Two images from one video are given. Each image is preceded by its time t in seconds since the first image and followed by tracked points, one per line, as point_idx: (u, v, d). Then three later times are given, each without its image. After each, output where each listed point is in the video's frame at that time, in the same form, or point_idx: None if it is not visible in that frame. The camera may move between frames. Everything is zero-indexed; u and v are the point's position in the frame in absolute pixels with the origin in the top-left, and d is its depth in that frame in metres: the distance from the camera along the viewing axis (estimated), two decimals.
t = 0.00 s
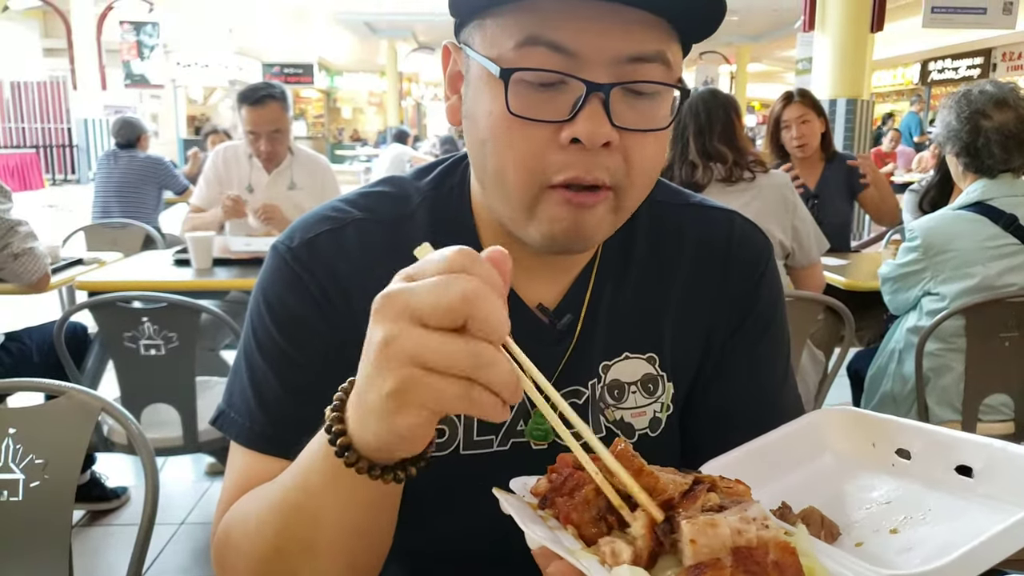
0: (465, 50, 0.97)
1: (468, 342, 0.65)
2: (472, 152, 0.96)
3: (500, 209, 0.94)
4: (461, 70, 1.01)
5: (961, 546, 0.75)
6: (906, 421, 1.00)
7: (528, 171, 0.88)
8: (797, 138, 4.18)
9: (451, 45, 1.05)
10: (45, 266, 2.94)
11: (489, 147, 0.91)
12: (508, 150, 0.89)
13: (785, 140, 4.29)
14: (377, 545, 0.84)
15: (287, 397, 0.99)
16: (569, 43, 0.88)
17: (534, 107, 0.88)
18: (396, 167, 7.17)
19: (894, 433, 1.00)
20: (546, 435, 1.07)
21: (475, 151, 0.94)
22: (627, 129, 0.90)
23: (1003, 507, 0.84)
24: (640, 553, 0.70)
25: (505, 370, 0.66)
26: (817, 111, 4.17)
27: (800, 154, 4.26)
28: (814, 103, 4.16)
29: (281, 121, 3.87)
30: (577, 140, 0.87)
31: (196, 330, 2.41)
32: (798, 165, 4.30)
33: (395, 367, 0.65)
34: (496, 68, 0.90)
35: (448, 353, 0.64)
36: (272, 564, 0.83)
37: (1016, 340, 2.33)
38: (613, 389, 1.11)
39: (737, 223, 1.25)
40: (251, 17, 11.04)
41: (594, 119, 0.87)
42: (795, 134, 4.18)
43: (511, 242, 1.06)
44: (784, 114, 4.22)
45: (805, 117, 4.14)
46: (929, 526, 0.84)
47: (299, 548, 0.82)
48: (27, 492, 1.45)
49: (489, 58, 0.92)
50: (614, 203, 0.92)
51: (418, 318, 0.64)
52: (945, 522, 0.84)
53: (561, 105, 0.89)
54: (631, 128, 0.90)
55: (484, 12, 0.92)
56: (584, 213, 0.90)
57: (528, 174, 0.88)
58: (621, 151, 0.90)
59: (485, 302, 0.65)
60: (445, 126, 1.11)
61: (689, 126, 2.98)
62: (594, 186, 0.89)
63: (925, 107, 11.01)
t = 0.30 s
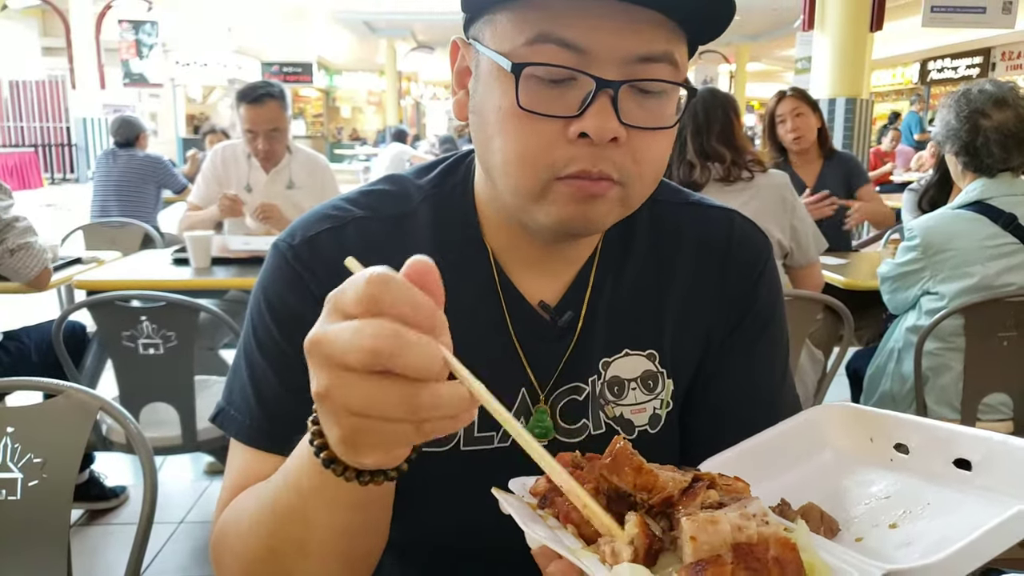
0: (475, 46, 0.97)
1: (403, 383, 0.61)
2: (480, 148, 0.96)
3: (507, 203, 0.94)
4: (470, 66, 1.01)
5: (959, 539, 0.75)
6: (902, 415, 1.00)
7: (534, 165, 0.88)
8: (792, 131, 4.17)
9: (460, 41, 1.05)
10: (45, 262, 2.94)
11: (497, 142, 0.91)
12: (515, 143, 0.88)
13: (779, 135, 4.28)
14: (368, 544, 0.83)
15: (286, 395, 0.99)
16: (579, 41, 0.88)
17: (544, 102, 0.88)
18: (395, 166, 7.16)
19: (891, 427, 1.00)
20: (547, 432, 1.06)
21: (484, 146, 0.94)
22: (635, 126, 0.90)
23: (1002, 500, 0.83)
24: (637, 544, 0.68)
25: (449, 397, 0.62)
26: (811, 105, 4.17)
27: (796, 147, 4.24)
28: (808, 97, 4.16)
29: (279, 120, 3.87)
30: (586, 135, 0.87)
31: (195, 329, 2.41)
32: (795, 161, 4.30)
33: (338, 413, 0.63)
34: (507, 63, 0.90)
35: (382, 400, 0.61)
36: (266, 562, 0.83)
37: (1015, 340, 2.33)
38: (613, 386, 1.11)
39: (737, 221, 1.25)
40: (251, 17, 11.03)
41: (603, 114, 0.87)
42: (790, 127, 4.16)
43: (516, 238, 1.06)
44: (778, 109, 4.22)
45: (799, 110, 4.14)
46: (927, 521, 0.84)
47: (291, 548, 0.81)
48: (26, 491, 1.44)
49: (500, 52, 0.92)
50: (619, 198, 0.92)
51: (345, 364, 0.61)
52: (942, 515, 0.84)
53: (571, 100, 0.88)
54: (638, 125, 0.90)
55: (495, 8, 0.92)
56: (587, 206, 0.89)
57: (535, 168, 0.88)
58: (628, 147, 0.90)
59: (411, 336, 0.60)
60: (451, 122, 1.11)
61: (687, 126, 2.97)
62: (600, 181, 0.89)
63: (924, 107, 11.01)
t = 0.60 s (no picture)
0: (470, 46, 0.97)
1: (455, 347, 0.67)
2: (477, 148, 0.96)
3: (503, 203, 0.94)
4: (466, 66, 1.01)
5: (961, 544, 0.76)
6: (909, 420, 1.00)
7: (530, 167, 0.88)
8: (792, 124, 4.15)
9: (456, 40, 1.05)
10: (47, 258, 2.94)
11: (492, 143, 0.91)
12: (510, 143, 0.89)
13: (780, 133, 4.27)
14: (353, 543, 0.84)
15: (286, 395, 0.99)
16: (574, 43, 0.88)
17: (537, 104, 0.88)
18: (394, 164, 7.15)
19: (895, 432, 1.00)
20: (546, 432, 1.07)
21: (481, 146, 0.95)
22: (630, 128, 0.90)
23: (1004, 505, 0.83)
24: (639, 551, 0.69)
25: (482, 377, 0.68)
26: (809, 100, 4.18)
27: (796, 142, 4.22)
28: (807, 92, 4.18)
29: (278, 118, 3.86)
30: (578, 138, 0.87)
31: (194, 327, 2.40)
32: (796, 156, 4.29)
33: (371, 363, 0.66)
34: (502, 66, 0.90)
35: (431, 353, 0.66)
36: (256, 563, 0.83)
37: (1014, 338, 2.34)
38: (612, 384, 1.11)
39: (736, 220, 1.25)
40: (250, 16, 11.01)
41: (597, 117, 0.87)
42: (790, 121, 4.16)
43: (514, 237, 1.06)
44: (778, 106, 4.23)
45: (798, 104, 4.15)
46: (929, 525, 0.85)
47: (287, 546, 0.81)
48: (24, 490, 1.44)
49: (495, 54, 0.92)
50: (613, 200, 0.92)
51: (402, 320, 0.66)
52: (946, 520, 0.84)
53: (566, 102, 0.88)
54: (633, 128, 0.90)
55: (489, 9, 0.92)
56: (581, 208, 0.90)
57: (528, 171, 0.89)
58: (622, 150, 0.90)
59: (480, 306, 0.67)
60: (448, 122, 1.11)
61: (686, 126, 2.97)
62: (592, 180, 0.89)
63: (924, 105, 11.00)
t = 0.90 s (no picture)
0: (466, 47, 0.96)
1: (463, 382, 0.64)
2: (473, 150, 0.96)
3: (500, 203, 0.94)
4: (463, 66, 1.01)
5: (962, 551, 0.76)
6: (914, 423, 1.00)
7: (527, 169, 0.89)
8: (800, 120, 4.15)
9: (453, 40, 1.04)
10: (46, 254, 2.92)
11: (490, 145, 0.91)
12: (507, 145, 0.89)
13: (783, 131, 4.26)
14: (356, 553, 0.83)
15: (286, 395, 0.99)
16: (570, 45, 0.88)
17: (534, 106, 0.88)
18: (394, 162, 7.14)
19: (898, 435, 1.01)
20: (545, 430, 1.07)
21: (478, 147, 0.95)
22: (627, 129, 0.90)
23: (1007, 510, 0.84)
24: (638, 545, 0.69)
25: (493, 404, 0.65)
26: (813, 99, 4.22)
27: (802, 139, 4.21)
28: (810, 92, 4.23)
29: (279, 116, 3.86)
30: (577, 139, 0.87)
31: (194, 325, 2.40)
32: (799, 153, 4.27)
33: (379, 401, 0.64)
34: (497, 68, 0.90)
35: (439, 392, 0.63)
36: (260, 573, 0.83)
37: (1014, 337, 2.34)
38: (611, 383, 1.11)
39: (735, 218, 1.25)
40: (251, 14, 10.99)
41: (594, 119, 0.87)
42: (796, 118, 4.15)
43: (512, 235, 1.06)
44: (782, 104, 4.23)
45: (803, 102, 4.19)
46: (932, 529, 0.85)
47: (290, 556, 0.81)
48: (25, 487, 1.44)
49: (490, 56, 0.92)
50: (610, 202, 0.92)
51: (406, 352, 0.62)
52: (949, 524, 0.85)
53: (562, 104, 0.88)
54: (630, 128, 0.90)
55: (484, 10, 0.91)
56: (583, 210, 0.90)
57: (528, 174, 0.89)
58: (619, 151, 0.90)
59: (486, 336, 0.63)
60: (446, 122, 1.11)
61: (684, 125, 2.96)
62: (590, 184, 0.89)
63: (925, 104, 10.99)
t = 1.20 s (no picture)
0: (471, 45, 0.96)
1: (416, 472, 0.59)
2: (478, 147, 0.96)
3: (503, 200, 0.94)
4: (467, 64, 1.01)
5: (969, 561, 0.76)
6: (918, 424, 1.00)
7: (531, 167, 0.88)
8: (805, 124, 4.14)
9: (457, 39, 1.05)
10: (43, 260, 2.94)
11: (494, 142, 0.91)
12: (512, 141, 0.88)
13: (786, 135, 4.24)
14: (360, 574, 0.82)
15: (287, 394, 0.99)
16: (576, 43, 0.88)
17: (539, 103, 0.88)
18: (395, 162, 7.14)
19: (902, 438, 1.01)
20: (546, 429, 1.07)
21: (483, 145, 0.95)
22: (632, 127, 0.90)
23: (1011, 518, 0.85)
24: (642, 532, 0.67)
25: (458, 459, 0.61)
26: (815, 103, 4.22)
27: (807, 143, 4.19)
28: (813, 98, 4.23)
29: (280, 116, 3.86)
30: (581, 137, 0.87)
31: (196, 323, 2.41)
32: (802, 155, 4.25)
33: (353, 516, 0.61)
34: (504, 66, 0.90)
35: (399, 491, 0.59)
36: None
37: (1016, 336, 2.34)
38: (612, 381, 1.11)
39: (736, 217, 1.25)
40: (251, 13, 10.98)
41: (599, 116, 0.87)
42: (801, 121, 4.14)
43: (515, 231, 1.06)
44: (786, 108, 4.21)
45: (807, 106, 4.18)
46: (935, 534, 0.86)
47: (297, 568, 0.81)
48: (27, 486, 1.44)
49: (496, 53, 0.92)
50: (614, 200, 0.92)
51: (348, 465, 0.58)
52: (954, 529, 0.85)
53: (567, 101, 0.88)
54: (635, 126, 0.90)
55: (489, 8, 0.92)
56: (588, 206, 0.90)
57: (531, 171, 0.88)
58: (624, 149, 0.90)
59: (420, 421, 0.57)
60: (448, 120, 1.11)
61: (684, 124, 2.96)
62: (595, 181, 0.89)
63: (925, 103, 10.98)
